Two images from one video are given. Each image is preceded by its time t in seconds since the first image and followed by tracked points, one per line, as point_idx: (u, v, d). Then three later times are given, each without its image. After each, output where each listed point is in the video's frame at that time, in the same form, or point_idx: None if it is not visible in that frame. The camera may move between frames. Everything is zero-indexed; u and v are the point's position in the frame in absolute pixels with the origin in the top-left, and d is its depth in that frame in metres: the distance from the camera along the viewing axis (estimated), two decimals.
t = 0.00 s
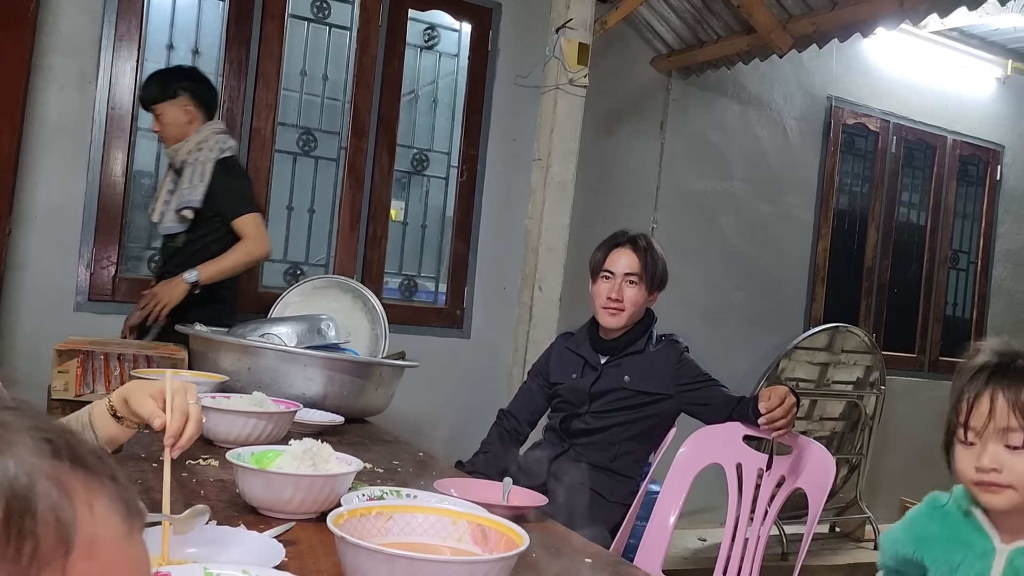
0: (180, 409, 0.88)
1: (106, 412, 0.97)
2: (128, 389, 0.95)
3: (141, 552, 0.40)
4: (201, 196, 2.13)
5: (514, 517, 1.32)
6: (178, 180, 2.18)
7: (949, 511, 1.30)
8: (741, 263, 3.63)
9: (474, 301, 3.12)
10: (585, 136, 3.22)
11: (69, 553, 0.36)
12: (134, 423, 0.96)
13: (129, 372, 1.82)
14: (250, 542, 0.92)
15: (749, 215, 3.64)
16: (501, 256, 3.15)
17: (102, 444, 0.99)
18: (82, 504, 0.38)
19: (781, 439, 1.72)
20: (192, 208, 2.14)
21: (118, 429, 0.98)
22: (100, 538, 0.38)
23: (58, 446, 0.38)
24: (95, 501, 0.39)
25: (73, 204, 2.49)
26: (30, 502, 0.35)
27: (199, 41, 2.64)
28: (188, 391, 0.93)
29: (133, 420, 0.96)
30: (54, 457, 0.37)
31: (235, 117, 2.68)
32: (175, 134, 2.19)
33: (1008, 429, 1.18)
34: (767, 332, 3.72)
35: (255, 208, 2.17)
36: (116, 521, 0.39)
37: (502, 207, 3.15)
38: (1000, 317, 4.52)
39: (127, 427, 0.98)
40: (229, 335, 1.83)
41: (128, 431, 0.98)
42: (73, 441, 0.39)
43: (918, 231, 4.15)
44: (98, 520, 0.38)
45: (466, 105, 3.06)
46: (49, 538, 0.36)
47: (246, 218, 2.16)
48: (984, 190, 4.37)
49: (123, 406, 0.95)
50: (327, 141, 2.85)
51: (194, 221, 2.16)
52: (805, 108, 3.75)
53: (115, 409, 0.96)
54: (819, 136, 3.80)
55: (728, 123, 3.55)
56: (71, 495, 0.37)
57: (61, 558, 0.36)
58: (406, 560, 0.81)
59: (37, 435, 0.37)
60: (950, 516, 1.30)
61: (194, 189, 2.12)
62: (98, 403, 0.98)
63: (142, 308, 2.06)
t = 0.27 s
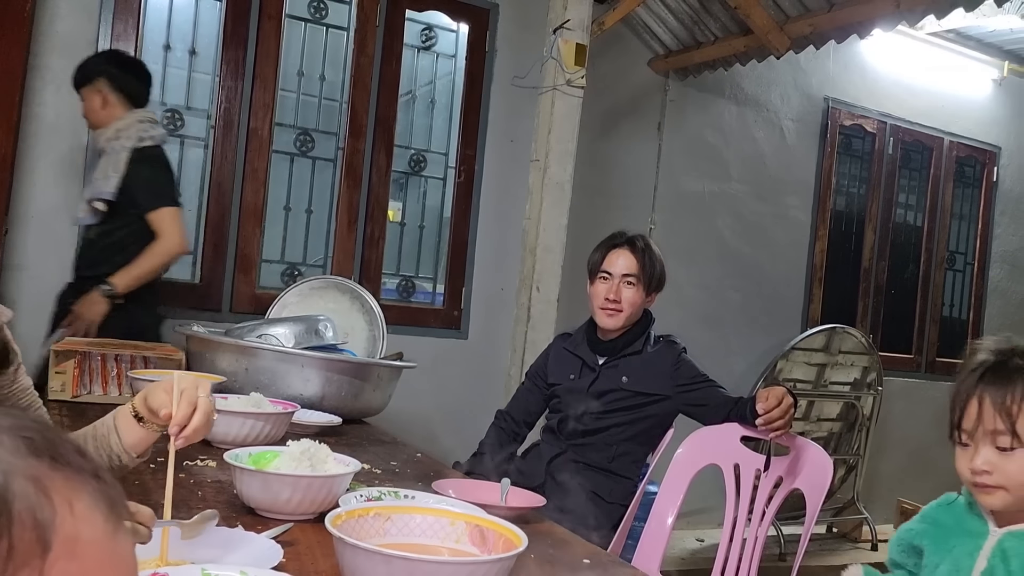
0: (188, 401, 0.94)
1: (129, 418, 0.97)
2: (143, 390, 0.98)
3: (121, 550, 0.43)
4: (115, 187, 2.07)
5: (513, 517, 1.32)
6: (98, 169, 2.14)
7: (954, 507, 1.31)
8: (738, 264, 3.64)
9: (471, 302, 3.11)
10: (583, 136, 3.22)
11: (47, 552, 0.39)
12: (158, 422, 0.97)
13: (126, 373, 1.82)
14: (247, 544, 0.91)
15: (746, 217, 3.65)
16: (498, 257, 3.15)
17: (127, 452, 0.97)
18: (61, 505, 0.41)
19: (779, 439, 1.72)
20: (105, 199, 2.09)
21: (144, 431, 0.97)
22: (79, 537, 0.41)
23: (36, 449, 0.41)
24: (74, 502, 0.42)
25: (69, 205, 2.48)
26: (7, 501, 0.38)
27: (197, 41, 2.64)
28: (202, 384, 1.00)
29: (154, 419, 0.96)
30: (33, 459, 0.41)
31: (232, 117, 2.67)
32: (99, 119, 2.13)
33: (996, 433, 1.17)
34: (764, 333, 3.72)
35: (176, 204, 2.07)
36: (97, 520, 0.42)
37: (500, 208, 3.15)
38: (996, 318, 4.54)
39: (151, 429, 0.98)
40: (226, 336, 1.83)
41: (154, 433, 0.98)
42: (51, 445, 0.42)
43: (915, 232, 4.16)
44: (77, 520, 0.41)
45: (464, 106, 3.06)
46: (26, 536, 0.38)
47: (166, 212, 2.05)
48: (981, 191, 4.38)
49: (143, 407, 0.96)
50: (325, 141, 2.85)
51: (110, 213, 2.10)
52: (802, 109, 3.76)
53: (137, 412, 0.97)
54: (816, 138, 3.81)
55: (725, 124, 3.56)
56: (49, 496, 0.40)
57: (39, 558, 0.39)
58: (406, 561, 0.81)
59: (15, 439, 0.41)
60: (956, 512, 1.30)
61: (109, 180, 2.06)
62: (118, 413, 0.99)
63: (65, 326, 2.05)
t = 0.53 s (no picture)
0: (196, 393, 0.97)
1: (149, 414, 0.98)
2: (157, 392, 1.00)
3: (109, 548, 0.44)
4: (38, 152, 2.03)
5: (512, 518, 1.32)
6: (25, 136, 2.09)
7: (886, 494, 1.32)
8: (736, 264, 3.64)
9: (470, 303, 3.11)
10: (582, 137, 3.22)
11: (34, 551, 0.39)
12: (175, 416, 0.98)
13: (125, 373, 1.81)
14: (246, 545, 0.91)
15: (745, 217, 3.65)
16: (496, 258, 3.15)
17: (150, 449, 0.98)
18: (48, 503, 0.40)
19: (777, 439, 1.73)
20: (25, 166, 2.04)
21: (162, 427, 0.98)
22: (69, 535, 0.41)
23: (21, 446, 0.40)
24: (61, 500, 0.42)
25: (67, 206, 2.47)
26: None
27: (195, 41, 2.64)
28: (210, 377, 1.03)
29: (170, 411, 0.97)
30: (20, 455, 0.40)
31: (230, 118, 2.67)
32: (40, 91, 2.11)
33: (923, 420, 1.22)
34: (762, 334, 3.72)
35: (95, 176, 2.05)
36: (85, 519, 0.42)
37: (499, 208, 3.14)
38: (994, 319, 4.55)
39: (171, 423, 0.98)
40: (225, 337, 1.82)
41: (173, 428, 0.98)
42: (36, 440, 0.42)
43: (913, 233, 4.16)
44: (64, 518, 0.41)
45: (462, 106, 3.06)
46: (15, 535, 0.38)
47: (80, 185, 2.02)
48: (979, 192, 4.39)
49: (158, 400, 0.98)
50: (323, 142, 2.85)
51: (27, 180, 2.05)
52: (800, 109, 3.76)
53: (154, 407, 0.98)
54: (814, 138, 3.81)
55: (723, 124, 3.56)
56: (37, 495, 0.40)
57: (27, 557, 0.38)
58: (406, 561, 0.81)
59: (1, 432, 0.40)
60: (887, 499, 1.31)
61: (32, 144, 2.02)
62: (136, 414, 0.99)
63: None
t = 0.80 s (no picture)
0: (206, 384, 1.10)
1: (158, 417, 1.15)
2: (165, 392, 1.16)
3: (87, 548, 0.46)
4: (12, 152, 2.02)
5: (507, 518, 1.32)
6: None
7: (835, 484, 1.34)
8: (733, 265, 3.65)
9: (467, 303, 3.11)
10: (578, 137, 3.22)
11: (10, 550, 0.41)
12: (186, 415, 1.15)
13: (121, 375, 1.82)
14: (240, 546, 0.92)
15: (741, 217, 3.66)
16: (493, 259, 3.15)
17: (159, 448, 1.14)
18: (24, 506, 0.43)
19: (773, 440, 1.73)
20: None
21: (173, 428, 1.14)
22: (45, 534, 0.43)
23: None
24: (38, 501, 0.44)
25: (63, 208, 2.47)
26: None
27: (191, 42, 2.64)
28: (218, 370, 1.19)
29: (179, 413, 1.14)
30: None
31: (226, 119, 2.67)
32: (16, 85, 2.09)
33: (870, 412, 1.22)
34: (759, 334, 3.73)
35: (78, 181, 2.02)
36: (61, 520, 0.44)
37: (496, 209, 3.14)
38: (990, 318, 4.56)
39: (179, 424, 1.16)
40: (221, 338, 1.83)
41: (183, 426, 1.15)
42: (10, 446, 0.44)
43: (909, 232, 4.17)
44: (40, 519, 0.43)
45: (459, 107, 3.06)
46: None
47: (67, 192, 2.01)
48: (975, 191, 4.39)
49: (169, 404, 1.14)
50: (320, 143, 2.85)
51: None
52: (797, 110, 3.77)
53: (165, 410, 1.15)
54: (810, 138, 3.82)
55: (719, 125, 3.56)
56: (13, 497, 0.42)
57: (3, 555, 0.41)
58: (399, 562, 0.81)
59: None
60: (836, 489, 1.33)
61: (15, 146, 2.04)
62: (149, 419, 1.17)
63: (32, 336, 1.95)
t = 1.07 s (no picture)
0: (211, 393, 1.14)
1: (162, 424, 1.20)
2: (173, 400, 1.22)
3: (78, 548, 0.46)
4: None
5: (506, 518, 1.32)
6: None
7: (822, 481, 1.34)
8: (731, 264, 3.65)
9: (466, 303, 3.11)
10: (577, 137, 3.22)
11: None
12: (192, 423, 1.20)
13: (119, 375, 1.82)
14: (240, 546, 0.92)
15: (740, 217, 3.66)
16: (492, 258, 3.15)
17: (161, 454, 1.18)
18: (13, 508, 0.43)
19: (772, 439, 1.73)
20: None
21: (175, 435, 1.19)
22: (32, 537, 0.43)
23: None
24: (26, 503, 0.44)
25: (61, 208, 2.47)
26: None
27: (189, 42, 2.64)
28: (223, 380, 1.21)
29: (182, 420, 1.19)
30: None
31: (225, 119, 2.66)
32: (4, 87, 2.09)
33: (861, 417, 1.21)
34: (758, 334, 3.73)
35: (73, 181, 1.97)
36: (51, 521, 0.45)
37: (494, 209, 3.14)
38: (989, 317, 4.56)
39: (182, 432, 1.20)
40: (220, 338, 1.83)
41: (184, 435, 1.20)
42: None
43: (908, 231, 4.17)
44: (28, 521, 0.44)
45: (458, 107, 3.06)
46: None
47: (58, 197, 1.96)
48: (973, 191, 4.40)
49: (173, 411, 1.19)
50: (319, 143, 2.85)
51: None
52: (795, 109, 3.77)
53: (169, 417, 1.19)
54: (809, 138, 3.82)
55: (718, 124, 3.56)
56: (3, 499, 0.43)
57: None
58: (397, 562, 0.81)
59: None
60: (823, 486, 1.33)
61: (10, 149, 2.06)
62: (151, 426, 1.21)
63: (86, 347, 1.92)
